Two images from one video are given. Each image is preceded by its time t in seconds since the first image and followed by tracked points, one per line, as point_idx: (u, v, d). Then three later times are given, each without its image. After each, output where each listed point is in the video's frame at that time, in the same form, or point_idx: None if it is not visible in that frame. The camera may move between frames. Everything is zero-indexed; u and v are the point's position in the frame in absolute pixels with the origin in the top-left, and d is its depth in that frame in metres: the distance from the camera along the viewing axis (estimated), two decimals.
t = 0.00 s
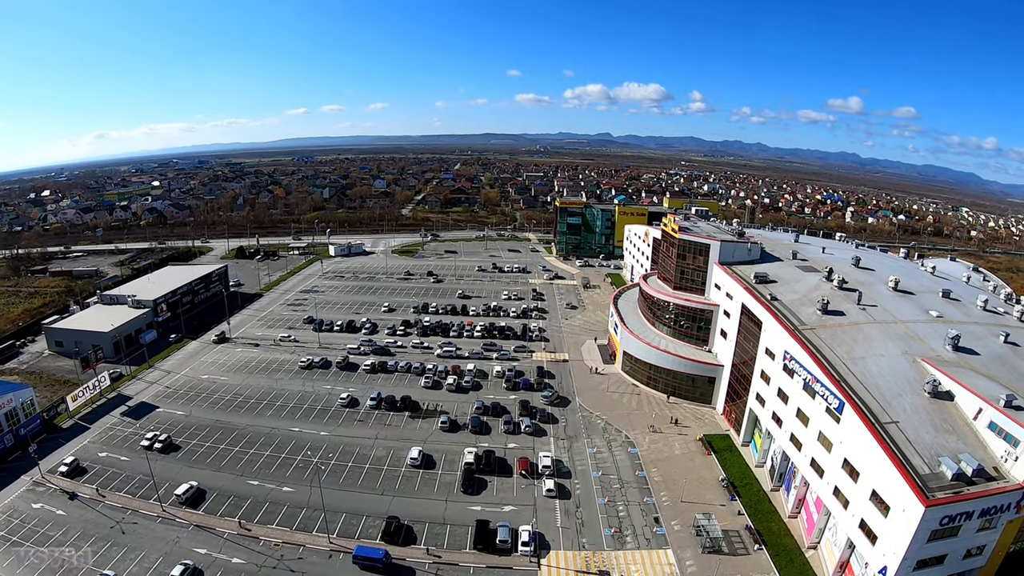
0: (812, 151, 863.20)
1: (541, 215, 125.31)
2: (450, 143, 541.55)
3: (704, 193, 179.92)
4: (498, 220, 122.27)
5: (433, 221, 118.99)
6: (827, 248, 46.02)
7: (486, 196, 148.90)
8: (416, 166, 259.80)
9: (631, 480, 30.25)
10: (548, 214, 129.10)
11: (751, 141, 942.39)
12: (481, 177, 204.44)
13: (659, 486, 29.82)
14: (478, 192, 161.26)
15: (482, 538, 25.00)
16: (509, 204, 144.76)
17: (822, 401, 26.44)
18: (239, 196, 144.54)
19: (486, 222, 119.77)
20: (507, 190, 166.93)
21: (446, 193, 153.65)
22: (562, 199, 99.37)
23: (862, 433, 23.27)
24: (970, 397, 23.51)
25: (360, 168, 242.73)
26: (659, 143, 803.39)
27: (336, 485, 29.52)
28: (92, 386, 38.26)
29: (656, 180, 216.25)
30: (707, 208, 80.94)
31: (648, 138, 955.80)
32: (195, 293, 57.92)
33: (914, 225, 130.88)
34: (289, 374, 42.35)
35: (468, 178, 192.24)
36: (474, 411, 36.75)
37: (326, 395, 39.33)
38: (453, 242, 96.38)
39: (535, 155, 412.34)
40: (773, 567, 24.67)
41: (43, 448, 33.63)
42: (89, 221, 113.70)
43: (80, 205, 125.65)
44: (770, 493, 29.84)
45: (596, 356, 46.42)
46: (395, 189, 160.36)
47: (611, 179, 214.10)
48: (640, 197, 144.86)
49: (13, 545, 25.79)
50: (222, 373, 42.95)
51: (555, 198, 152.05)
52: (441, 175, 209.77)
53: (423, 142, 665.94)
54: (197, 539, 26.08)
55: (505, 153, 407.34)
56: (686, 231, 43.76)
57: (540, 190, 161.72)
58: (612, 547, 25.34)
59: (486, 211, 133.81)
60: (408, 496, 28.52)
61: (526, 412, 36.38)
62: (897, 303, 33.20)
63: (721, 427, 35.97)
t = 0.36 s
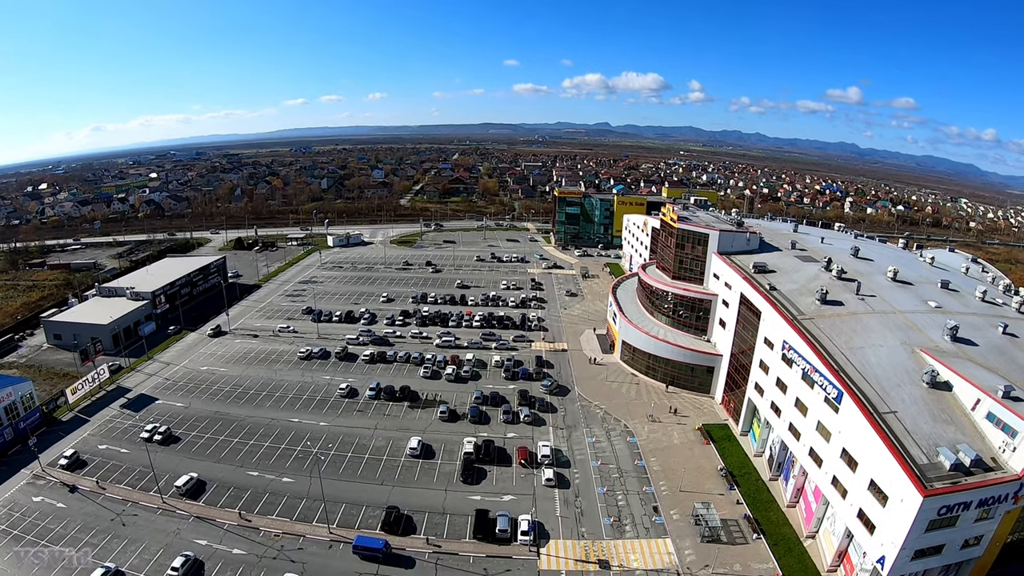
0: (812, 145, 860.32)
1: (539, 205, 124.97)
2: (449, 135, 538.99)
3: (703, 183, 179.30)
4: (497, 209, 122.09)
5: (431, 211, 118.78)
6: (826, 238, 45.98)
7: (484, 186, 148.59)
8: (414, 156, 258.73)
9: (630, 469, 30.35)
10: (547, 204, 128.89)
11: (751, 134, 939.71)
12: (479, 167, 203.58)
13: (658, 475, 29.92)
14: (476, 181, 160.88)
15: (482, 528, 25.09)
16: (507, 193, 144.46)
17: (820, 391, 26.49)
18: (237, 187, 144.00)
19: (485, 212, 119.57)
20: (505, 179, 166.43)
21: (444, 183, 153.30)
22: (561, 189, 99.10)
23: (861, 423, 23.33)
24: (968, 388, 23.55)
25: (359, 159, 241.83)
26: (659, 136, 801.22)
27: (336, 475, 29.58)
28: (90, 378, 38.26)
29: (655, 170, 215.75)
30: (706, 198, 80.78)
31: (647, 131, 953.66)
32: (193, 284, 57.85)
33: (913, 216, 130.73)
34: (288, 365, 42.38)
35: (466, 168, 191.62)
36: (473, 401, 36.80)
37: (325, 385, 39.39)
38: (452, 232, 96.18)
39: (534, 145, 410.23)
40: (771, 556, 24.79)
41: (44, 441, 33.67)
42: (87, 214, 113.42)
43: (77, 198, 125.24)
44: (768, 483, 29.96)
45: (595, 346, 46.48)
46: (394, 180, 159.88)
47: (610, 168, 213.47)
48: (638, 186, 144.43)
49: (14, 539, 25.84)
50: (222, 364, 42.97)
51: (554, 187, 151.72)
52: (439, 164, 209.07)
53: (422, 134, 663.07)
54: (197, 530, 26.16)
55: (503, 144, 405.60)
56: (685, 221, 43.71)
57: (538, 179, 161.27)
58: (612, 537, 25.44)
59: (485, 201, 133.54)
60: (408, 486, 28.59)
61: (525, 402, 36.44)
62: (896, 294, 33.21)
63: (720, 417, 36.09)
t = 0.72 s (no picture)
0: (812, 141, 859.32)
1: (539, 198, 124.77)
2: (449, 130, 537.40)
3: (703, 177, 179.16)
4: (496, 203, 121.96)
5: (431, 204, 118.69)
6: (826, 232, 45.93)
7: (484, 179, 148.37)
8: (414, 150, 258.22)
9: (630, 463, 30.40)
10: (547, 197, 128.79)
11: (751, 130, 937.75)
12: (479, 161, 203.22)
13: (658, 469, 29.96)
14: (476, 175, 160.63)
15: (482, 521, 25.16)
16: (507, 187, 144.28)
17: (820, 384, 26.53)
18: (236, 181, 143.80)
19: (485, 206, 119.48)
20: (505, 173, 166.05)
21: (444, 176, 153.04)
22: (561, 182, 98.92)
23: (860, 416, 23.37)
24: (968, 382, 23.56)
25: (358, 153, 241.39)
26: (659, 132, 798.97)
27: (336, 469, 29.63)
28: (91, 373, 38.28)
29: (655, 164, 215.39)
30: (706, 192, 80.68)
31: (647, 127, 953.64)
32: (193, 278, 57.88)
33: (913, 210, 130.63)
34: (288, 359, 42.43)
35: (466, 162, 191.32)
36: (473, 394, 36.85)
37: (326, 378, 39.46)
38: (451, 226, 96.08)
39: (534, 139, 409.46)
40: (771, 549, 24.85)
41: (44, 436, 33.74)
42: (86, 209, 113.28)
43: (76, 193, 125.01)
44: (768, 476, 30.01)
45: (595, 340, 46.50)
46: (393, 173, 159.63)
47: (610, 162, 213.08)
48: (638, 179, 144.22)
49: (15, 534, 25.89)
50: (222, 358, 42.99)
51: (554, 181, 151.49)
52: (439, 158, 208.85)
53: (422, 129, 662.12)
54: (198, 524, 26.22)
55: (503, 138, 404.34)
56: (685, 214, 43.66)
57: (538, 173, 160.96)
58: (611, 530, 25.52)
59: (485, 194, 133.43)
60: (408, 480, 28.65)
61: (525, 395, 36.48)
62: (896, 288, 33.21)
63: (719, 410, 36.14)
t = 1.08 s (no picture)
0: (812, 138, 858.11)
1: (539, 195, 124.60)
2: (449, 128, 537.08)
3: (704, 174, 179.01)
4: (497, 200, 121.90)
5: (432, 201, 118.69)
6: (827, 229, 45.90)
7: (485, 176, 148.21)
8: (415, 147, 258.19)
9: (631, 459, 30.43)
10: (547, 194, 128.74)
11: (752, 128, 936.76)
12: (480, 158, 203.26)
13: (659, 466, 29.97)
14: (477, 172, 160.49)
15: (483, 518, 25.21)
16: (508, 184, 144.16)
17: (821, 381, 26.53)
18: (237, 178, 143.78)
19: (485, 203, 119.43)
20: (506, 170, 165.90)
21: (445, 174, 152.89)
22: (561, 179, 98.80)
23: (861, 413, 23.39)
24: (969, 379, 23.55)
25: (359, 150, 241.17)
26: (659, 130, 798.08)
27: (337, 466, 29.65)
28: (91, 370, 38.29)
29: (656, 161, 215.14)
30: (707, 188, 80.56)
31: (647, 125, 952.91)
32: (194, 276, 57.91)
33: (914, 208, 130.47)
34: (289, 356, 42.44)
35: (467, 159, 191.14)
36: (474, 391, 36.85)
37: (326, 375, 39.49)
38: (452, 223, 96.01)
39: (534, 136, 408.14)
40: (772, 546, 24.87)
41: (46, 434, 33.80)
42: (87, 207, 113.28)
43: (77, 191, 124.99)
44: (769, 473, 30.03)
45: (596, 337, 46.48)
46: (394, 170, 159.46)
47: (611, 159, 212.88)
48: (639, 176, 144.08)
49: (17, 531, 25.96)
50: (223, 355, 43.01)
51: (554, 178, 151.38)
52: (440, 155, 208.78)
53: (422, 126, 661.36)
54: (200, 521, 26.26)
55: (504, 135, 403.64)
56: (686, 211, 43.65)
57: (538, 170, 160.82)
58: (612, 526, 25.54)
59: (485, 191, 133.36)
60: (409, 476, 28.67)
61: (526, 392, 36.51)
62: (897, 285, 33.18)
63: (720, 407, 36.15)
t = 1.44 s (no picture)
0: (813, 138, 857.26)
1: (541, 195, 124.49)
2: (450, 128, 537.13)
3: (705, 174, 178.99)
4: (498, 200, 121.95)
5: (433, 201, 118.72)
6: (829, 229, 45.91)
7: (486, 176, 148.14)
8: (417, 147, 258.23)
9: (632, 459, 30.44)
10: (548, 194, 128.80)
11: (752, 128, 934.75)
12: (481, 158, 203.24)
13: (660, 466, 29.97)
14: (478, 172, 160.47)
15: (485, 518, 25.23)
16: (509, 184, 144.08)
17: (823, 381, 26.53)
18: (238, 178, 143.96)
19: (486, 203, 119.47)
20: (508, 170, 165.89)
21: (446, 173, 152.81)
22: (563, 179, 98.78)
23: (863, 413, 23.38)
24: (971, 379, 23.54)
25: (360, 149, 241.22)
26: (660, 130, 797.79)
27: (339, 466, 29.66)
28: (93, 370, 38.35)
29: (657, 161, 214.95)
30: (708, 189, 80.57)
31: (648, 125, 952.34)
32: (196, 276, 57.95)
33: (915, 208, 130.32)
34: (291, 356, 42.46)
35: (468, 159, 190.94)
36: (475, 391, 36.84)
37: (328, 375, 39.52)
38: (454, 223, 96.00)
39: (535, 136, 408.71)
40: (774, 546, 24.87)
41: (47, 433, 33.85)
42: (88, 206, 113.33)
43: (78, 191, 125.03)
44: (771, 473, 30.02)
45: (597, 336, 46.46)
46: (395, 170, 159.40)
47: (612, 159, 212.76)
48: (641, 176, 144.03)
49: (19, 531, 26.00)
50: (224, 355, 43.02)
51: (555, 178, 151.37)
52: (441, 155, 208.86)
53: (422, 126, 661.43)
54: (201, 521, 26.29)
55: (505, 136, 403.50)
56: (687, 211, 43.64)
57: (540, 170, 160.74)
58: (614, 526, 25.55)
59: (487, 191, 133.42)
60: (410, 476, 28.69)
61: (527, 392, 36.51)
62: (898, 285, 33.17)
63: (722, 407, 36.15)
